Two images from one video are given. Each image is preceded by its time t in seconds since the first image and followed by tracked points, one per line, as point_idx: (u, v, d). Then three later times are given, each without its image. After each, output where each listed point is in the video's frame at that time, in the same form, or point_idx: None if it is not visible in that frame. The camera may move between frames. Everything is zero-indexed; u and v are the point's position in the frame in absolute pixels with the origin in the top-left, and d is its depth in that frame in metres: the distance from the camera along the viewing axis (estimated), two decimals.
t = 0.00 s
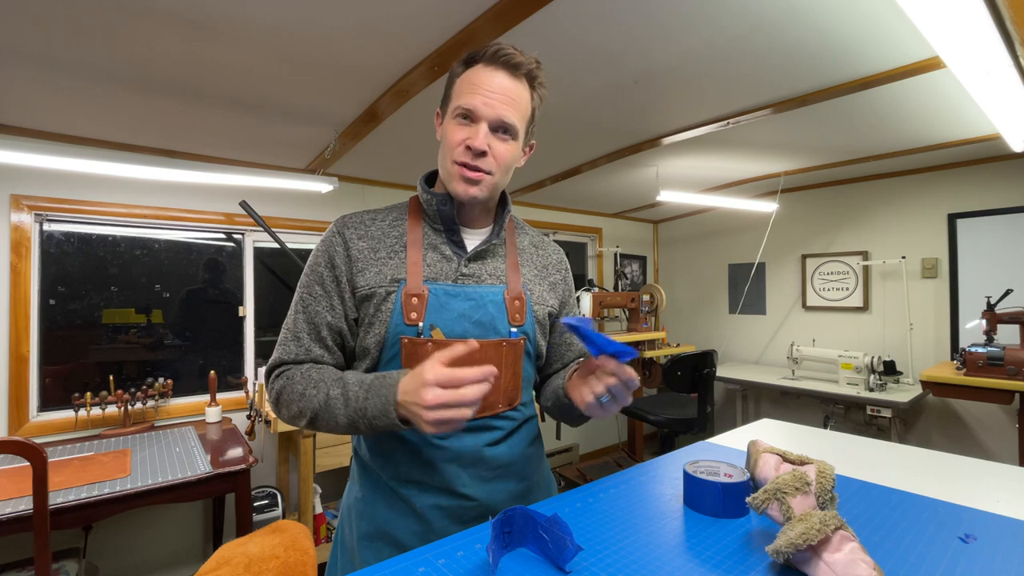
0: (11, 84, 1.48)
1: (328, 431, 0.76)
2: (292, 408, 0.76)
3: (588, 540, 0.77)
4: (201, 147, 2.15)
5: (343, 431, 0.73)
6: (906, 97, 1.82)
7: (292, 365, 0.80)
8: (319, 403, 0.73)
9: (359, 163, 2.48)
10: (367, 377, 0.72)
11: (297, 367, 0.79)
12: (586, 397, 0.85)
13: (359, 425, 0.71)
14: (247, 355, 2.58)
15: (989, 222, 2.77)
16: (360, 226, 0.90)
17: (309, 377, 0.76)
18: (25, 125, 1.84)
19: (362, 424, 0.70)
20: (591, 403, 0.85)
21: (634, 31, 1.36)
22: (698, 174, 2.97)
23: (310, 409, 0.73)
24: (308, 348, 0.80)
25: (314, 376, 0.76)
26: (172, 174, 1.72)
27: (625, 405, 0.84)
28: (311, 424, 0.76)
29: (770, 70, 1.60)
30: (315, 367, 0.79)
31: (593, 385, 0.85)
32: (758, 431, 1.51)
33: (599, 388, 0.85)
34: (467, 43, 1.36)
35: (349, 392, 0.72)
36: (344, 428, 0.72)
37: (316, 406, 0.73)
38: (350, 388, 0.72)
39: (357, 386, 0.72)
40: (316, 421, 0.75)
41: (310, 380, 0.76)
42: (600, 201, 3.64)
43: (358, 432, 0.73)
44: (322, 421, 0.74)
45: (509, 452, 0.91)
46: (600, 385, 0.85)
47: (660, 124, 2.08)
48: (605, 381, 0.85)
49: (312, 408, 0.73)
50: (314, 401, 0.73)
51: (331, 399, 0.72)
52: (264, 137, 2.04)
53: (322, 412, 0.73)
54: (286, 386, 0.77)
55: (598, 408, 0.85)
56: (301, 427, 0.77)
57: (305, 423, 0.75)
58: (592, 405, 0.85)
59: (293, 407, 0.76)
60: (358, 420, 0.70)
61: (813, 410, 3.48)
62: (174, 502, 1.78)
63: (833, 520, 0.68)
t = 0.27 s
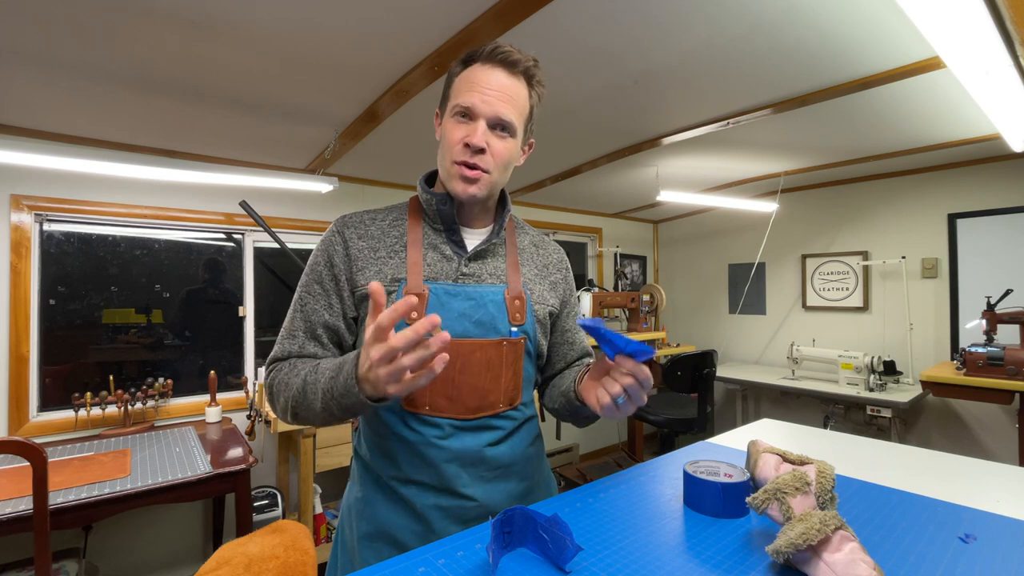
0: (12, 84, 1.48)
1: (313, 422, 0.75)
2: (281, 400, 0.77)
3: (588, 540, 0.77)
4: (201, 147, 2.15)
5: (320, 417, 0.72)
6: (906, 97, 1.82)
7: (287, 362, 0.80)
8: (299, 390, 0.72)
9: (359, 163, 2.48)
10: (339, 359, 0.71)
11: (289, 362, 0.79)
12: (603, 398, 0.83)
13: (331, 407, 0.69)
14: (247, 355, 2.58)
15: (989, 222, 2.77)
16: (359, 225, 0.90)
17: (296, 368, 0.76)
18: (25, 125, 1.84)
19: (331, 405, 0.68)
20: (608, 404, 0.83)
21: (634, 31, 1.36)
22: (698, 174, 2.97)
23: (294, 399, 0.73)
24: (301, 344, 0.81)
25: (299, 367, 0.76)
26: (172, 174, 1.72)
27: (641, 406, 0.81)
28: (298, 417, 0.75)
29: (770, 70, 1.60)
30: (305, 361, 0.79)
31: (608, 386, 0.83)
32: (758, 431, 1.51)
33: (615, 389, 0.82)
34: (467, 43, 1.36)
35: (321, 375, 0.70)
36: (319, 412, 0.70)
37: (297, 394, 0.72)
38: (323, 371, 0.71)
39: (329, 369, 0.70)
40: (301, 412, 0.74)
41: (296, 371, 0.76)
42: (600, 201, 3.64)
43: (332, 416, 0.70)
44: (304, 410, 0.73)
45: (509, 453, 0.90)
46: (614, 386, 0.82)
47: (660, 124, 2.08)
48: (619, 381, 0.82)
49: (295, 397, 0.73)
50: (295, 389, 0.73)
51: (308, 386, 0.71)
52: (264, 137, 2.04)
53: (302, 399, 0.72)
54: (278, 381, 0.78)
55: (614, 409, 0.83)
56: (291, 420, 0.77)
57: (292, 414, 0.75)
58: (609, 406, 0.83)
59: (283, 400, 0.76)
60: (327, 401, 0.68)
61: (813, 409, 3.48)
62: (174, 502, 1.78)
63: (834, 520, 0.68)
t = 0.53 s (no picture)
0: (12, 84, 1.48)
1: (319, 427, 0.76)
2: (286, 404, 0.77)
3: (588, 540, 0.77)
4: (201, 147, 2.15)
5: (331, 425, 0.73)
6: (906, 97, 1.82)
7: (290, 363, 0.81)
8: (308, 399, 0.73)
9: (359, 163, 2.48)
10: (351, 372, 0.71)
11: (293, 365, 0.79)
12: (593, 412, 0.84)
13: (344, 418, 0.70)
14: (247, 355, 2.58)
15: (989, 222, 2.77)
16: (361, 226, 0.90)
17: (302, 374, 0.76)
18: (25, 125, 1.84)
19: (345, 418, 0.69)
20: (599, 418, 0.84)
21: (633, 31, 1.36)
22: (698, 174, 2.97)
23: (302, 406, 0.74)
24: (304, 347, 0.81)
25: (306, 373, 0.76)
26: (172, 174, 1.72)
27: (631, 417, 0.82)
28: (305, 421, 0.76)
29: (770, 70, 1.60)
30: (310, 365, 0.79)
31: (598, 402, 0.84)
32: (758, 431, 1.51)
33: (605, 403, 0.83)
34: (467, 43, 1.36)
35: (333, 389, 0.71)
36: (331, 422, 0.72)
37: (306, 402, 0.73)
38: (334, 383, 0.71)
39: (341, 382, 0.71)
40: (308, 418, 0.75)
41: (303, 377, 0.76)
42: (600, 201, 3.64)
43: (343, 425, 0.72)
44: (312, 417, 0.74)
45: (509, 453, 0.90)
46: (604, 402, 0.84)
47: (660, 124, 2.08)
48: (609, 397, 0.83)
49: (303, 404, 0.73)
50: (304, 397, 0.73)
51: (318, 395, 0.72)
52: (264, 137, 2.04)
53: (311, 408, 0.73)
54: (281, 384, 0.78)
55: (605, 421, 0.84)
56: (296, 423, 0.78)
57: (298, 419, 0.76)
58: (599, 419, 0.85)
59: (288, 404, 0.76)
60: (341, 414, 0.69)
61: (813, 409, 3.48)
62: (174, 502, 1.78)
63: (834, 520, 0.68)
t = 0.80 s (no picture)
0: (12, 84, 1.48)
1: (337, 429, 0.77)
2: (297, 408, 0.76)
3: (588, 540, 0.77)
4: (202, 147, 2.15)
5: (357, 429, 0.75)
6: (906, 97, 1.82)
7: (295, 365, 0.80)
8: (333, 405, 0.73)
9: (359, 163, 2.48)
10: (380, 378, 0.73)
11: (302, 368, 0.79)
12: (608, 402, 0.85)
13: (376, 423, 0.73)
14: (247, 355, 2.58)
15: (988, 222, 2.77)
16: (364, 226, 0.90)
17: (315, 378, 0.76)
18: (26, 125, 1.84)
19: (381, 423, 0.72)
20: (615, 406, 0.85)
21: (633, 31, 1.36)
22: (698, 174, 2.97)
23: (322, 411, 0.74)
24: (312, 348, 0.81)
25: (319, 377, 0.76)
26: (172, 174, 1.72)
27: (646, 406, 0.83)
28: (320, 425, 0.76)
29: (770, 70, 1.60)
30: (318, 366, 0.79)
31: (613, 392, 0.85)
32: (759, 431, 1.51)
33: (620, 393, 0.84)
34: (467, 43, 1.36)
35: (364, 395, 0.73)
36: (360, 426, 0.74)
37: (330, 408, 0.74)
38: (364, 390, 0.73)
39: (371, 388, 0.73)
40: (327, 422, 0.75)
41: (320, 381, 0.76)
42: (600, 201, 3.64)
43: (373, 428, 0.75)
44: (336, 421, 0.75)
45: (510, 453, 0.90)
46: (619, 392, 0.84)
47: (660, 124, 2.08)
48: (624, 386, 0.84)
49: (324, 409, 0.74)
50: (326, 403, 0.73)
51: (345, 402, 0.73)
52: (265, 137, 2.04)
53: (337, 413, 0.74)
54: (289, 387, 0.77)
55: (620, 412, 0.85)
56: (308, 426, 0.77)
57: (313, 423, 0.76)
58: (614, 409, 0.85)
59: (300, 408, 0.75)
60: (375, 419, 0.72)
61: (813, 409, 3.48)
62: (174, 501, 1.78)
63: (833, 520, 0.68)
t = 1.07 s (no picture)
0: (12, 84, 1.48)
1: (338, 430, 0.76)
2: (297, 407, 0.75)
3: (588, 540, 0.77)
4: (202, 147, 2.15)
5: (359, 428, 0.74)
6: (906, 97, 1.82)
7: (295, 365, 0.79)
8: (335, 403, 0.73)
9: (360, 163, 2.48)
10: (384, 376, 0.74)
11: (303, 368, 0.78)
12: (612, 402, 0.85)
13: (378, 421, 0.73)
14: (247, 355, 2.58)
15: (988, 222, 2.77)
16: (365, 226, 0.90)
17: (317, 377, 0.76)
18: (26, 125, 1.84)
19: (383, 421, 0.72)
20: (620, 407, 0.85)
21: (633, 31, 1.36)
22: (698, 174, 2.97)
23: (324, 410, 0.74)
24: (313, 348, 0.80)
25: (322, 376, 0.76)
26: (172, 174, 1.72)
27: (649, 402, 0.84)
28: (322, 424, 0.76)
29: (770, 70, 1.60)
30: (320, 366, 0.79)
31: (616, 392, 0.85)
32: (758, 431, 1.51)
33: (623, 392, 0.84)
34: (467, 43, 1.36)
35: (367, 392, 0.73)
36: (362, 425, 0.74)
37: (332, 407, 0.73)
38: (367, 387, 0.73)
39: (374, 386, 0.73)
40: (328, 421, 0.75)
41: (323, 380, 0.76)
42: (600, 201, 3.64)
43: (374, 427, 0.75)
44: (337, 420, 0.75)
45: (510, 454, 0.90)
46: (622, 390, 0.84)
47: (660, 124, 2.08)
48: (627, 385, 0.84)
49: (326, 408, 0.73)
50: (329, 402, 0.73)
51: (348, 400, 0.73)
52: (265, 137, 2.05)
53: (338, 412, 0.73)
54: (290, 386, 0.76)
55: (624, 410, 0.85)
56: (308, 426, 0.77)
57: (314, 423, 0.75)
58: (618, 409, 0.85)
59: (302, 407, 0.75)
60: (378, 417, 0.72)
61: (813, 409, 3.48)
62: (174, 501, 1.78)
63: (834, 520, 0.68)
